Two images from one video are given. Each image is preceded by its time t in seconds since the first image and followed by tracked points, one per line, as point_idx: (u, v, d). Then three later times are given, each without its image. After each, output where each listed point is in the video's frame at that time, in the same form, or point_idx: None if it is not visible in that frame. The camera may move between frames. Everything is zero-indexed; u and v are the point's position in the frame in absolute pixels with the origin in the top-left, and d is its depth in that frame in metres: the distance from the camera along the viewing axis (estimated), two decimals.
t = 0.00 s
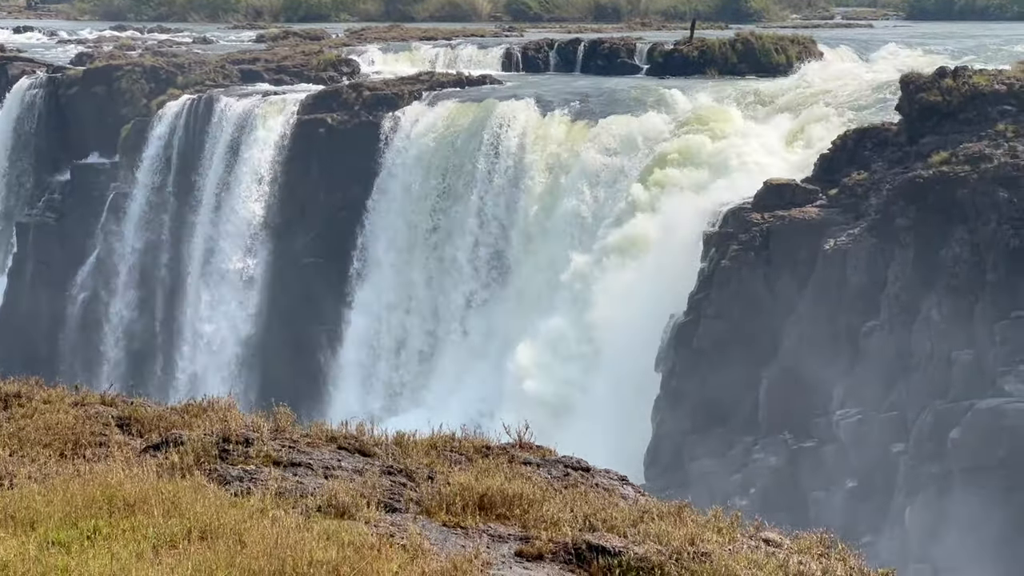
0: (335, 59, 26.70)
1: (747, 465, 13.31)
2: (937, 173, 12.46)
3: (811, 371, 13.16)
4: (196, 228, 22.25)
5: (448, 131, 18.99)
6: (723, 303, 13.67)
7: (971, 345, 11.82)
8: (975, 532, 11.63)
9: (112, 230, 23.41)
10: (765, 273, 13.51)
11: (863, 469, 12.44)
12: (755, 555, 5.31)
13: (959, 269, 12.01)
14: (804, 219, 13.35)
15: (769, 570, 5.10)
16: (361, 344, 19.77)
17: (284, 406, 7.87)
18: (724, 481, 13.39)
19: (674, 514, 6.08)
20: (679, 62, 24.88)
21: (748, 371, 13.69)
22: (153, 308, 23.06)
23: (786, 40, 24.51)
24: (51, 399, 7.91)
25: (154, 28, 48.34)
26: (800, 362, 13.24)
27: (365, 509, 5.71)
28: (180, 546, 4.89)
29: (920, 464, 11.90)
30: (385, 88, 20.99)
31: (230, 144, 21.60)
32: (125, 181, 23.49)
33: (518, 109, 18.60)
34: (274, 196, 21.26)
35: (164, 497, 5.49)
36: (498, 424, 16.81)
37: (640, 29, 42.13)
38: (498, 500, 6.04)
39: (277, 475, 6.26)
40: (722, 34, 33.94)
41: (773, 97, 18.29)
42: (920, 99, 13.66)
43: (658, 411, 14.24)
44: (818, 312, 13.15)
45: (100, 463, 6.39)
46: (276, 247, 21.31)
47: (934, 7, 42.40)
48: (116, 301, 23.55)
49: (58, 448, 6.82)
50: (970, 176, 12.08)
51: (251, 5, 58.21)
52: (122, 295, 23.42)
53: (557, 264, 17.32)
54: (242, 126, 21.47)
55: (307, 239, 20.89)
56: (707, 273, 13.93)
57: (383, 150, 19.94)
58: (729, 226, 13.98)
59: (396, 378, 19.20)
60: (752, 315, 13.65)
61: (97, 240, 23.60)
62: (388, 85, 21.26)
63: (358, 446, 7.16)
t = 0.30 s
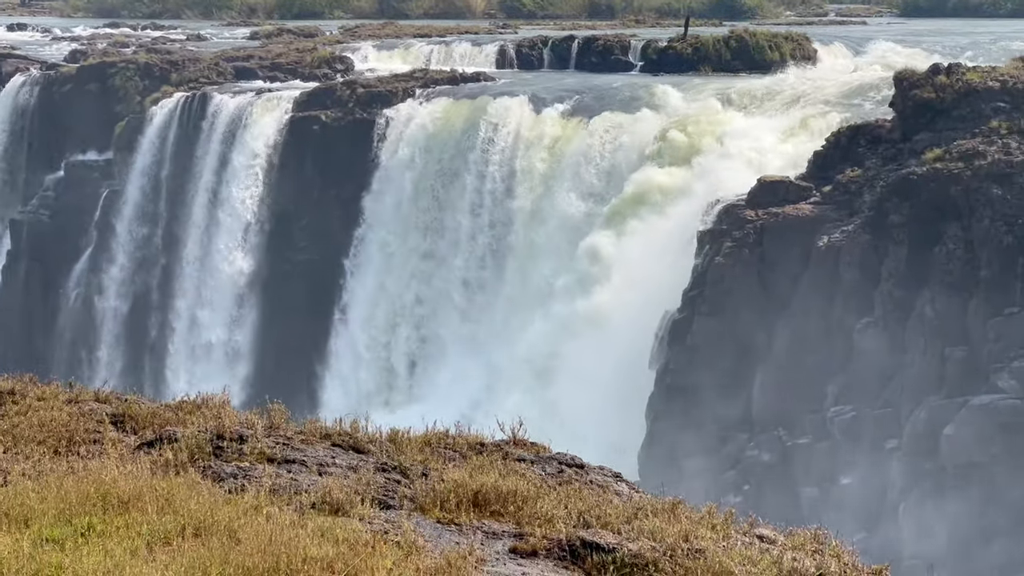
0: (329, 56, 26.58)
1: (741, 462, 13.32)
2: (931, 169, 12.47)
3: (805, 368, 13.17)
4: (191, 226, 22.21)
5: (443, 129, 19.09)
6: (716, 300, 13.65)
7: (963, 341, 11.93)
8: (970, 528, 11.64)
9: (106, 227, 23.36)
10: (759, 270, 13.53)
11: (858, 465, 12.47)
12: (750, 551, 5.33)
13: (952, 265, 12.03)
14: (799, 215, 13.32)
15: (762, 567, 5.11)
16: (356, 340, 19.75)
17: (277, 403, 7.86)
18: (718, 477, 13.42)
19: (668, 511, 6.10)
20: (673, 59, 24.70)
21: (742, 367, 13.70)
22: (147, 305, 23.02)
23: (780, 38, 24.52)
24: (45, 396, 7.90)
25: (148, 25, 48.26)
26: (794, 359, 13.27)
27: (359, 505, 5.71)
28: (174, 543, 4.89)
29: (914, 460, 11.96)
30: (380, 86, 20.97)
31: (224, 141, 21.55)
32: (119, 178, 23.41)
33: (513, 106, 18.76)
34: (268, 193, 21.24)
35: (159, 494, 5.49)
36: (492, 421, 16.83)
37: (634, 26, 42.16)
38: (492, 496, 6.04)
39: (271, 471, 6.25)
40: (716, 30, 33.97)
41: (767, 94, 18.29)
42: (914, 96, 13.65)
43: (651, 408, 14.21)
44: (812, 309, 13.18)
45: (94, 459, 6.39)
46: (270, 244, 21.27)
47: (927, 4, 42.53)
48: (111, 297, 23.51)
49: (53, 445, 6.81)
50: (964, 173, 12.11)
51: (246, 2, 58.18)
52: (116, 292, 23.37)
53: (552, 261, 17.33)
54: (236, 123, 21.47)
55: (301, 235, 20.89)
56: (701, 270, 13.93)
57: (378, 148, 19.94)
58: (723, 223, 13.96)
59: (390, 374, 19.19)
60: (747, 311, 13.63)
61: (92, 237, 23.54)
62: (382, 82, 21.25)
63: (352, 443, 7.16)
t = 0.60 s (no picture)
0: (324, 54, 26.51)
1: (734, 459, 13.35)
2: (925, 167, 12.50)
3: (799, 366, 13.18)
4: (184, 224, 22.10)
5: (437, 125, 18.94)
6: (711, 297, 13.68)
7: (958, 339, 11.92)
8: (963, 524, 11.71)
9: (99, 225, 23.27)
10: (753, 268, 13.52)
11: (852, 462, 12.51)
12: (743, 549, 5.33)
13: (946, 263, 12.05)
14: (794, 213, 13.29)
15: (757, 565, 5.10)
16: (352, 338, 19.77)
17: (273, 402, 7.85)
18: (712, 475, 13.42)
19: (662, 508, 6.09)
20: (667, 57, 24.89)
21: (737, 364, 13.70)
22: (142, 303, 22.96)
23: (775, 35, 24.41)
24: (39, 394, 7.87)
25: (141, 23, 48.09)
26: (788, 356, 13.29)
27: (354, 503, 5.70)
28: (168, 541, 4.87)
29: (908, 457, 12.03)
30: (374, 83, 20.89)
31: (217, 139, 21.39)
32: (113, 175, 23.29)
33: (507, 104, 18.66)
34: (263, 192, 21.15)
35: (153, 492, 5.47)
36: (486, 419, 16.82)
37: (628, 23, 42.15)
38: (487, 494, 6.03)
39: (265, 469, 6.24)
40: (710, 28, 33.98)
41: (762, 92, 18.25)
42: (908, 94, 13.67)
43: (646, 406, 14.22)
44: (806, 307, 13.17)
45: (88, 457, 6.36)
46: (265, 241, 21.24)
47: (921, 2, 42.57)
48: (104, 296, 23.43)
49: (47, 443, 6.79)
50: (957, 170, 12.14)
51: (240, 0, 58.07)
52: (110, 290, 23.27)
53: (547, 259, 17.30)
54: (230, 121, 21.30)
55: (297, 233, 20.90)
56: (695, 268, 14.02)
57: (373, 145, 19.84)
58: (718, 220, 13.99)
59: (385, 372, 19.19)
60: (741, 309, 13.65)
61: (87, 235, 23.36)
62: (377, 80, 21.19)
63: (347, 441, 7.15)
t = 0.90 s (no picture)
0: (319, 52, 26.66)
1: (730, 457, 13.38)
2: (921, 165, 12.50)
3: (794, 363, 13.20)
4: (180, 223, 22.08)
5: (433, 124, 18.91)
6: (707, 296, 13.66)
7: (953, 337, 11.96)
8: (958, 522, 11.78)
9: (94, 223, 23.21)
10: (749, 266, 13.49)
11: (847, 461, 12.52)
12: (737, 548, 5.30)
13: (942, 261, 12.07)
14: (789, 212, 13.30)
15: (752, 564, 5.10)
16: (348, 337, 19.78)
17: (269, 400, 7.83)
18: (708, 473, 13.45)
19: (658, 507, 6.09)
20: (663, 55, 24.84)
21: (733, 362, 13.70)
22: (137, 302, 22.93)
23: (770, 34, 24.39)
24: (35, 392, 7.85)
25: (137, 21, 47.91)
26: (784, 354, 13.28)
27: (350, 501, 5.69)
28: (164, 540, 4.86)
29: (904, 455, 12.08)
30: (370, 82, 20.86)
31: (213, 138, 21.31)
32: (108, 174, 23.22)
33: (502, 101, 18.45)
34: (259, 190, 21.14)
35: (148, 491, 5.47)
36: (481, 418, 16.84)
37: (625, 22, 42.11)
38: (482, 493, 6.03)
39: (262, 468, 6.23)
40: (706, 26, 33.98)
41: (758, 91, 18.24)
42: (903, 92, 13.65)
43: (642, 404, 14.20)
44: (802, 304, 13.17)
45: (84, 456, 6.36)
46: (261, 240, 21.27)
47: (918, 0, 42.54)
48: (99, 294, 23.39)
49: (42, 442, 6.77)
50: (953, 168, 12.14)
51: None
52: (105, 290, 23.23)
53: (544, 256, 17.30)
54: (225, 120, 21.22)
55: (293, 231, 20.94)
56: (691, 266, 13.96)
57: (369, 144, 19.84)
58: (713, 219, 13.96)
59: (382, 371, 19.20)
60: (737, 308, 13.65)
61: (83, 234, 23.26)
62: (372, 78, 21.12)
63: (342, 439, 7.14)
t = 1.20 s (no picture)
0: (315, 51, 26.69)
1: (727, 456, 13.44)
2: (917, 164, 12.51)
3: (790, 363, 13.22)
4: (177, 222, 22.05)
5: (429, 122, 18.86)
6: (704, 294, 13.65)
7: (950, 336, 11.98)
8: (954, 521, 11.82)
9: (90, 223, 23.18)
10: (745, 264, 13.48)
11: (844, 459, 12.54)
12: (734, 548, 5.28)
13: (939, 259, 12.06)
14: (785, 210, 13.28)
15: (748, 563, 5.10)
16: (345, 335, 19.79)
17: (265, 399, 7.81)
18: (704, 471, 13.52)
19: (654, 506, 6.09)
20: (659, 54, 24.98)
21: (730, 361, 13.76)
22: (133, 301, 22.90)
23: (766, 32, 24.40)
24: (30, 392, 7.83)
25: (133, 21, 47.82)
26: (782, 353, 13.29)
27: (345, 501, 5.68)
28: (159, 539, 4.85)
29: (900, 454, 12.02)
30: (366, 81, 20.85)
31: (210, 137, 21.29)
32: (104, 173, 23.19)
33: (499, 100, 18.38)
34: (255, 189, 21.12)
35: (144, 490, 5.46)
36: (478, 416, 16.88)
37: (621, 21, 42.04)
38: (479, 492, 6.03)
39: (258, 467, 6.22)
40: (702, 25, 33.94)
41: (754, 90, 18.25)
42: (899, 91, 13.65)
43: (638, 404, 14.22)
44: (798, 304, 13.18)
45: (80, 455, 6.35)
46: (257, 239, 21.24)
47: None
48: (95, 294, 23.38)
49: (38, 441, 6.76)
50: (948, 167, 12.15)
51: None
52: (101, 290, 23.22)
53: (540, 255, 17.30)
54: (222, 118, 21.20)
55: (289, 230, 20.91)
56: (688, 265, 13.89)
57: (366, 143, 19.79)
58: (710, 218, 13.96)
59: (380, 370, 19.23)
60: (734, 306, 13.66)
61: (78, 232, 23.18)
62: (369, 77, 21.15)
63: (338, 439, 7.14)
